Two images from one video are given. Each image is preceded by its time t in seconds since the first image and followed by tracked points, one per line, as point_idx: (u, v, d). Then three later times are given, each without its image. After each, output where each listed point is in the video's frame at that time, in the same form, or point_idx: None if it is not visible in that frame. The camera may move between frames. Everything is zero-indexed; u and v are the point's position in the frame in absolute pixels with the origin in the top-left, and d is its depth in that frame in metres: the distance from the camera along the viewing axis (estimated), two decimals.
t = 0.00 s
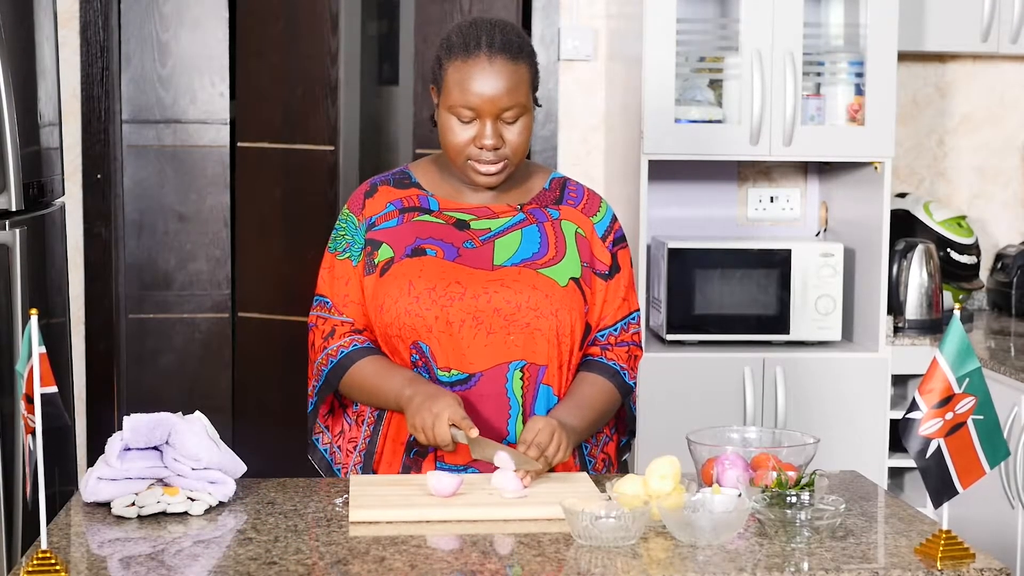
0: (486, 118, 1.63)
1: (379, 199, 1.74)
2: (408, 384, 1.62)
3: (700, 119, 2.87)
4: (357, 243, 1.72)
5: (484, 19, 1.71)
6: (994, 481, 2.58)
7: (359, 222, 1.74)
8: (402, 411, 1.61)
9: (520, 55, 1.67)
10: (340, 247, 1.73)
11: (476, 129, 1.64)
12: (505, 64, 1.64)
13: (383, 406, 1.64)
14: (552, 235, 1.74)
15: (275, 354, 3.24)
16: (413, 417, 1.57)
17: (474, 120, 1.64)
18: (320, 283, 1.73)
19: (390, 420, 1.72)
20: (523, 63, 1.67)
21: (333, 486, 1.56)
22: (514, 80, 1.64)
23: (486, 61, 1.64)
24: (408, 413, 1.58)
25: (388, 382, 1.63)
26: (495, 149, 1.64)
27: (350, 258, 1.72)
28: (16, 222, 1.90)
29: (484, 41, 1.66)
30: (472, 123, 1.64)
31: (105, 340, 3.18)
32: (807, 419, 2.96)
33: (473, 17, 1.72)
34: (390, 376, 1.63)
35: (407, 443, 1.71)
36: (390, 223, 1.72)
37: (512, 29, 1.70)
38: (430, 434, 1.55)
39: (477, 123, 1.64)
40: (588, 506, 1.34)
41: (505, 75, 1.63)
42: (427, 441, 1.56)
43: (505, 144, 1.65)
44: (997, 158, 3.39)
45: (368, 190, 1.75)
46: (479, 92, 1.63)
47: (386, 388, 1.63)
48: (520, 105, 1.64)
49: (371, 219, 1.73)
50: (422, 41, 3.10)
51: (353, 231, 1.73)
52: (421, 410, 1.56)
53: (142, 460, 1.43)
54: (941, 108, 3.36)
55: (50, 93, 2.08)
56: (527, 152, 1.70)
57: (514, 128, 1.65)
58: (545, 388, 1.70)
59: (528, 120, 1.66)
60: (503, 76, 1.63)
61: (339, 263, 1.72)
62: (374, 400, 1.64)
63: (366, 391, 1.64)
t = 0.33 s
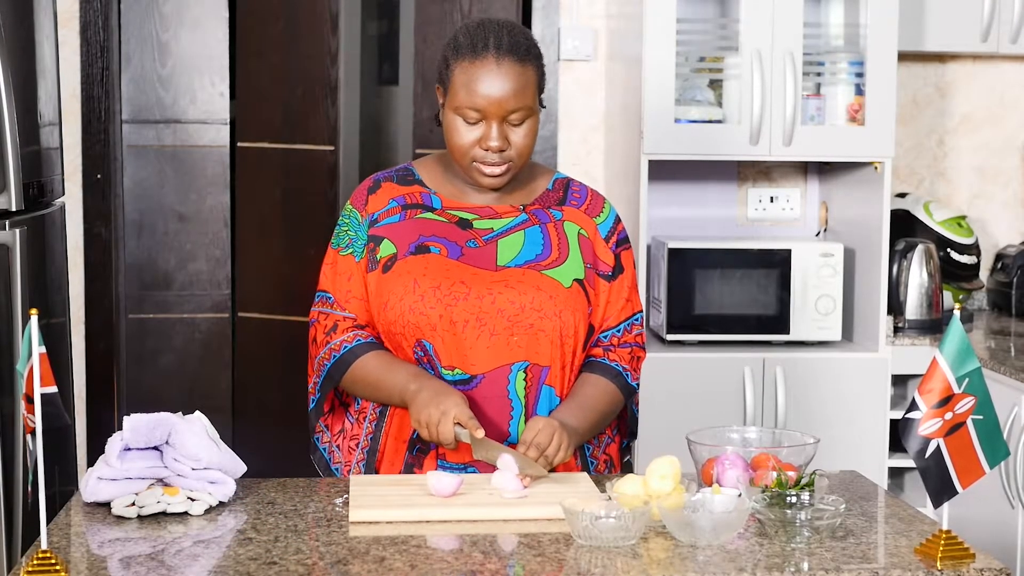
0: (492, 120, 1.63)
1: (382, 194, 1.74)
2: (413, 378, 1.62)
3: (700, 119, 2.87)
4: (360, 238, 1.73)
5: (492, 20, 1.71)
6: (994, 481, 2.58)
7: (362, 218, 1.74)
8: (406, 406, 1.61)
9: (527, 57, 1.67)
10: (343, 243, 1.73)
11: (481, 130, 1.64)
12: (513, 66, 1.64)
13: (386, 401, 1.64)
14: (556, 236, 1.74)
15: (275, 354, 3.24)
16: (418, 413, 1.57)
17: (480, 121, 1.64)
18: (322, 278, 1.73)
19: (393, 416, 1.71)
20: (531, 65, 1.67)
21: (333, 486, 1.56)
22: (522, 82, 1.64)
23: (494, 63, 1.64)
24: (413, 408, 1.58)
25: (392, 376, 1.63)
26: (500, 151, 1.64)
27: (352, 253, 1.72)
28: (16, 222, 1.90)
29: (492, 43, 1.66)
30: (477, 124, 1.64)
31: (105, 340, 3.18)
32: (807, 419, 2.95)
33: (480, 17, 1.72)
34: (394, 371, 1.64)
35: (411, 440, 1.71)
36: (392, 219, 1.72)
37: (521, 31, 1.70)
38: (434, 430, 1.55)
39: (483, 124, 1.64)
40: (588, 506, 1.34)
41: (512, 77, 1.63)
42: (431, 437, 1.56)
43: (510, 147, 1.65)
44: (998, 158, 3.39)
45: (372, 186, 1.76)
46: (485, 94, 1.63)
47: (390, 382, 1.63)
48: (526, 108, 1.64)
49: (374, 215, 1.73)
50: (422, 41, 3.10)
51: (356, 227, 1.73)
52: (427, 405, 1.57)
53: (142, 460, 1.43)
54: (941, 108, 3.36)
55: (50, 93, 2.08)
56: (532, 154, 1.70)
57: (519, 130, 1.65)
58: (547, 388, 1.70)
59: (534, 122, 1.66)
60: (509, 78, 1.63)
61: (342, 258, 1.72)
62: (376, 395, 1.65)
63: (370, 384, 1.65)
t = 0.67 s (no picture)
0: (495, 124, 1.63)
1: (385, 190, 1.74)
2: (417, 386, 1.61)
3: (700, 119, 2.87)
4: (365, 235, 1.72)
5: (495, 22, 1.70)
6: (994, 481, 2.58)
7: (366, 214, 1.74)
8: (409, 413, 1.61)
9: (530, 62, 1.67)
10: (348, 240, 1.72)
11: (484, 134, 1.64)
12: (516, 70, 1.64)
13: (391, 405, 1.63)
14: (559, 236, 1.74)
15: (275, 353, 3.24)
16: (423, 423, 1.56)
17: (483, 124, 1.64)
18: (327, 274, 1.72)
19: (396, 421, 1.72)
20: (534, 69, 1.67)
21: (333, 486, 1.56)
22: (525, 87, 1.64)
23: (497, 67, 1.64)
24: (417, 418, 1.58)
25: (397, 383, 1.62)
26: (503, 155, 1.64)
27: (357, 250, 1.71)
28: (16, 222, 1.90)
29: (495, 46, 1.66)
30: (480, 128, 1.64)
31: (105, 341, 3.17)
32: (807, 419, 2.95)
33: (483, 19, 1.72)
34: (399, 378, 1.63)
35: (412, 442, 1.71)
36: (395, 216, 1.72)
37: (524, 34, 1.70)
38: (438, 441, 1.55)
39: (486, 128, 1.64)
40: (588, 506, 1.34)
41: (516, 82, 1.63)
42: (435, 447, 1.56)
43: (512, 151, 1.65)
44: (997, 158, 3.39)
45: (376, 182, 1.75)
46: (489, 98, 1.63)
47: (394, 389, 1.62)
48: (530, 112, 1.64)
49: (377, 212, 1.73)
50: (422, 41, 3.10)
51: (361, 224, 1.73)
52: (432, 417, 1.56)
53: (142, 460, 1.43)
54: (941, 108, 3.36)
55: (50, 93, 2.08)
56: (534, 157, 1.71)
57: (522, 135, 1.65)
58: (549, 388, 1.71)
59: (537, 126, 1.66)
60: (513, 82, 1.63)
61: (346, 255, 1.71)
62: (380, 400, 1.64)
63: (373, 390, 1.64)
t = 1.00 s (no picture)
0: (498, 124, 1.63)
1: (383, 191, 1.74)
2: (406, 386, 1.62)
3: (700, 119, 2.87)
4: (358, 236, 1.73)
5: (499, 23, 1.71)
6: (994, 480, 2.58)
7: (361, 215, 1.74)
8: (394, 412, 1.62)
9: (535, 62, 1.67)
10: (340, 239, 1.73)
11: (487, 133, 1.64)
12: (520, 70, 1.64)
13: (377, 403, 1.64)
14: (557, 232, 1.74)
15: (275, 353, 3.25)
16: (406, 421, 1.57)
17: (486, 124, 1.64)
18: (315, 274, 1.73)
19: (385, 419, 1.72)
20: (538, 70, 1.67)
21: (333, 486, 1.56)
22: (529, 87, 1.64)
23: (502, 67, 1.64)
24: (402, 416, 1.58)
25: (386, 381, 1.64)
26: (505, 155, 1.64)
27: (348, 251, 1.72)
28: (16, 222, 1.90)
29: (500, 46, 1.66)
30: (483, 127, 1.64)
31: (105, 341, 3.17)
32: (808, 419, 2.95)
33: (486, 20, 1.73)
34: (388, 376, 1.64)
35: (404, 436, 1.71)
36: (393, 217, 1.72)
37: (528, 35, 1.70)
38: (419, 439, 1.55)
39: (489, 128, 1.64)
40: (588, 506, 1.34)
41: (520, 82, 1.63)
42: (416, 446, 1.56)
43: (515, 151, 1.65)
44: (997, 158, 3.39)
45: (372, 183, 1.75)
46: (493, 97, 1.63)
47: (382, 387, 1.63)
48: (533, 113, 1.64)
49: (375, 213, 1.73)
50: (422, 41, 3.10)
51: (355, 225, 1.73)
52: (416, 415, 1.57)
53: (142, 460, 1.43)
54: (941, 108, 3.36)
55: (50, 93, 2.08)
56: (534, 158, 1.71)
57: (524, 135, 1.65)
58: (550, 383, 1.70)
59: (539, 127, 1.66)
60: (517, 82, 1.63)
61: (337, 255, 1.72)
62: (368, 397, 1.65)
63: (361, 387, 1.65)
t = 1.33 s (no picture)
0: (500, 118, 1.63)
1: (384, 193, 1.74)
2: (397, 384, 1.62)
3: (700, 119, 2.87)
4: (357, 237, 1.73)
5: (501, 19, 1.71)
6: (994, 480, 2.58)
7: (362, 217, 1.74)
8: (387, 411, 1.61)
9: (537, 58, 1.67)
10: (340, 241, 1.73)
11: (489, 128, 1.64)
12: (523, 65, 1.64)
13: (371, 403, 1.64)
14: (559, 234, 1.74)
15: (274, 353, 3.25)
16: (399, 419, 1.57)
17: (488, 118, 1.64)
18: (315, 276, 1.73)
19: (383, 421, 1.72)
20: (540, 66, 1.67)
21: (333, 486, 1.56)
22: (531, 82, 1.64)
23: (504, 61, 1.64)
24: (394, 415, 1.58)
25: (378, 380, 1.63)
26: (507, 149, 1.64)
27: (348, 252, 1.72)
28: (16, 222, 1.90)
29: (503, 41, 1.66)
30: (484, 121, 1.64)
31: (105, 341, 3.17)
32: (808, 419, 2.95)
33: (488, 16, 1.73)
34: (379, 375, 1.64)
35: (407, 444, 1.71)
36: (395, 218, 1.72)
37: (530, 31, 1.70)
38: (411, 437, 1.55)
39: (491, 122, 1.64)
40: (588, 506, 1.34)
41: (522, 76, 1.64)
42: (408, 445, 1.56)
43: (516, 146, 1.65)
44: (997, 158, 3.39)
45: (374, 185, 1.75)
46: (495, 91, 1.63)
47: (375, 386, 1.63)
48: (535, 108, 1.64)
49: (376, 214, 1.73)
50: (422, 41, 3.10)
51: (355, 226, 1.73)
52: (408, 413, 1.56)
53: (142, 460, 1.43)
54: (941, 108, 3.36)
55: (50, 93, 2.08)
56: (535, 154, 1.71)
57: (526, 130, 1.65)
58: (552, 385, 1.70)
59: (540, 122, 1.67)
60: (519, 77, 1.63)
61: (338, 256, 1.72)
62: (361, 397, 1.65)
63: (355, 387, 1.65)
